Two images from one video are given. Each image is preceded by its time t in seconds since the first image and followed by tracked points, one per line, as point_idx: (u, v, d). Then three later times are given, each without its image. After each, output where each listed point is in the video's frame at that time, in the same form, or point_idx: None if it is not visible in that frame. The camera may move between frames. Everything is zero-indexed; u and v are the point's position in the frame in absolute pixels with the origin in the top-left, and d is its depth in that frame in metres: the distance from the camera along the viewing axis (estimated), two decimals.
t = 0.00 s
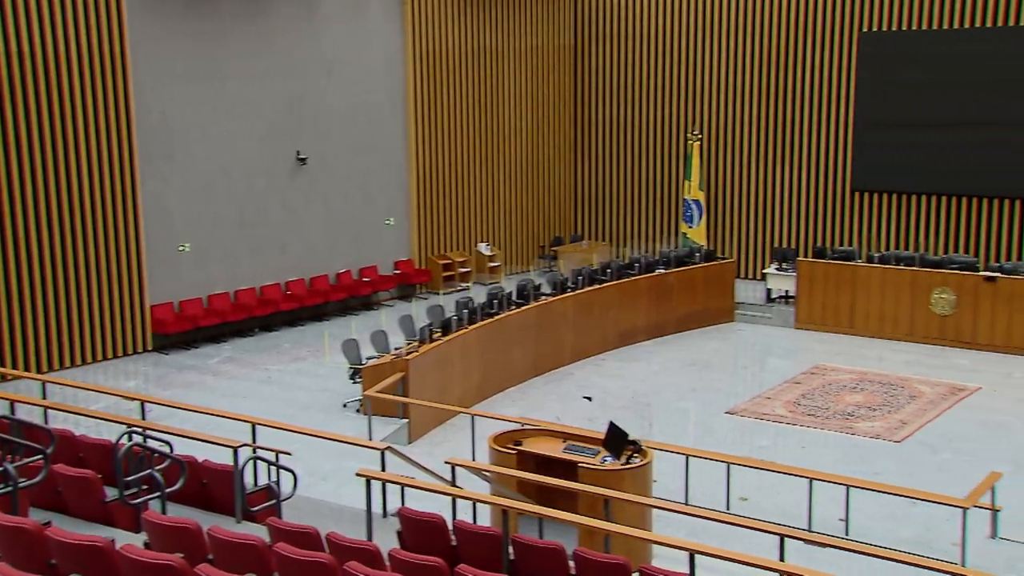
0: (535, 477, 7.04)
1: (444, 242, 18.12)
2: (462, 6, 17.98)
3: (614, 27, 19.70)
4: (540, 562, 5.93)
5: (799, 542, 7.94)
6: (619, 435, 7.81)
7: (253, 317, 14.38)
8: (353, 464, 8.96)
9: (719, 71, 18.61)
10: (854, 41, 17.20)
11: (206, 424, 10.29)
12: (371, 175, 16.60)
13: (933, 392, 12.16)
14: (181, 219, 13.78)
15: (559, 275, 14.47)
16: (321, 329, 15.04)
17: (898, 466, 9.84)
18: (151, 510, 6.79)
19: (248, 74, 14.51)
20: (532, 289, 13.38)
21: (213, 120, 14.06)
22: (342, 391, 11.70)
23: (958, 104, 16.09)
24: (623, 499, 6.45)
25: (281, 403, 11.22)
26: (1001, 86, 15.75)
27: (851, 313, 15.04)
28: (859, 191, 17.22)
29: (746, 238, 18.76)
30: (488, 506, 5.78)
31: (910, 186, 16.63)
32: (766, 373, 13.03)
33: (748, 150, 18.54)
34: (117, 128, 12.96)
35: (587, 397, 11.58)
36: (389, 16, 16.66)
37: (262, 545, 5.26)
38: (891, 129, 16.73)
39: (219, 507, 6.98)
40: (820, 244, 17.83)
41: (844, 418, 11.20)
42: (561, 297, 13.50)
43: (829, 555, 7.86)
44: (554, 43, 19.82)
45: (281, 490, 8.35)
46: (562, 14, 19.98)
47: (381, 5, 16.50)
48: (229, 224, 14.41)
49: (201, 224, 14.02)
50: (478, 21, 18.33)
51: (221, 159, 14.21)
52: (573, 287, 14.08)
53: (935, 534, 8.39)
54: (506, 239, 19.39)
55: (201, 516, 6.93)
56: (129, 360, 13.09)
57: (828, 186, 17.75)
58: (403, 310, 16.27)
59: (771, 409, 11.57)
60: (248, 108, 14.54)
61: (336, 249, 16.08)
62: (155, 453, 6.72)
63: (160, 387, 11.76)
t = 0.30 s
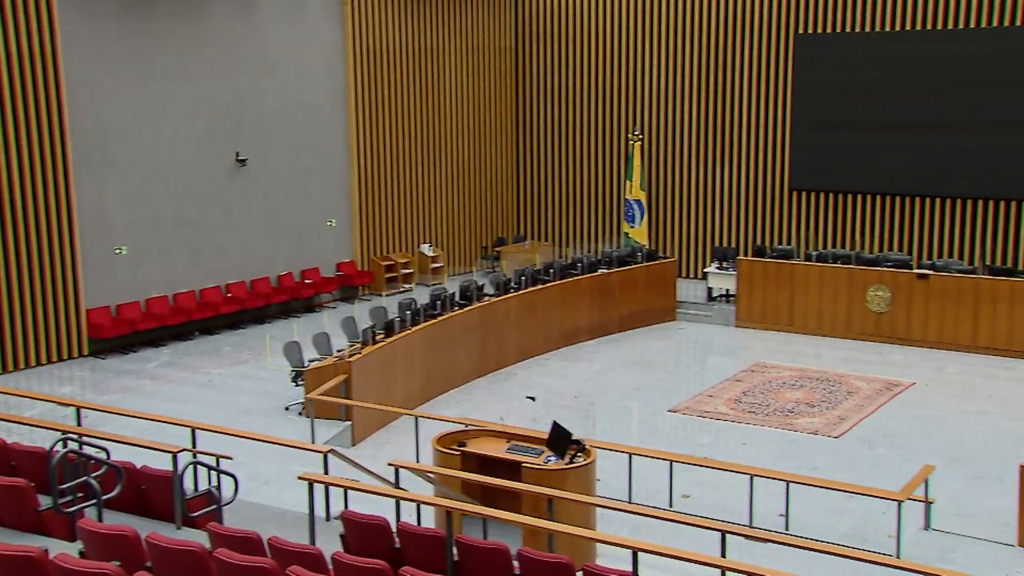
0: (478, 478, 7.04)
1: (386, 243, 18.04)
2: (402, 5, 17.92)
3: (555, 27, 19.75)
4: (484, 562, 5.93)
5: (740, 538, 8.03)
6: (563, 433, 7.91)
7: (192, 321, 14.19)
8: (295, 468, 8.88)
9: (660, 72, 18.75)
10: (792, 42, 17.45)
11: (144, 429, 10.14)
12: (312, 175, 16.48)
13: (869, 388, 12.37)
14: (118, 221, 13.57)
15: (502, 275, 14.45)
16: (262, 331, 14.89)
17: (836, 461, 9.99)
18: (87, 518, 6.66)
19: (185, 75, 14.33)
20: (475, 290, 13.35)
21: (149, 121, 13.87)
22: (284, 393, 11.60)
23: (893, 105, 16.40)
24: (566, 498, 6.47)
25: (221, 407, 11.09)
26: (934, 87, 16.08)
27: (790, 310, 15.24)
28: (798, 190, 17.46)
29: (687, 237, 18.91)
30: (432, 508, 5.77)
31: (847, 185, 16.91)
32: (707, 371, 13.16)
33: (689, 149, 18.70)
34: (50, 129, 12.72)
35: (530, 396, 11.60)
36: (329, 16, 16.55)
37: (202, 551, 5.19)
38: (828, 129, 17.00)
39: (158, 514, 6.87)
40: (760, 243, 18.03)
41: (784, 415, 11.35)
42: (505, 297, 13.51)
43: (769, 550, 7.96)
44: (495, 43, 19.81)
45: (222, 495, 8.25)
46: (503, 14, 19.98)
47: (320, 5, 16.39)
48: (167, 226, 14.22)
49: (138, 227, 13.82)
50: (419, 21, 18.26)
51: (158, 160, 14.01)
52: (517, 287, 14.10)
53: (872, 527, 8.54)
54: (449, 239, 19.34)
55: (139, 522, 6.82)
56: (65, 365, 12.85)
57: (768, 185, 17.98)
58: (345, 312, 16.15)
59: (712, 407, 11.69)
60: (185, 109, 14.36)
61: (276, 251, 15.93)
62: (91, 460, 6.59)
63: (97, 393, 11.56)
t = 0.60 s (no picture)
0: (427, 479, 7.02)
1: (334, 245, 17.92)
2: (347, 5, 17.80)
3: (502, 28, 19.73)
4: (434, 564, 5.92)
5: (688, 535, 8.10)
6: (511, 433, 7.91)
7: (136, 324, 14.00)
8: (242, 472, 8.79)
9: (607, 73, 18.83)
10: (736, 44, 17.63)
11: (86, 435, 9.97)
12: (258, 177, 16.33)
13: (814, 385, 12.54)
14: (57, 224, 13.35)
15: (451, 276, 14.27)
16: (208, 334, 14.72)
17: (781, 458, 10.11)
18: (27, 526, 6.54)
19: (125, 75, 14.13)
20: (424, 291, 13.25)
21: (89, 122, 13.66)
22: (230, 397, 11.47)
23: (834, 106, 16.64)
24: (515, 498, 6.47)
25: (166, 412, 10.95)
26: (874, 88, 16.36)
27: (736, 309, 15.39)
28: (743, 190, 17.65)
29: (635, 238, 19.01)
30: (381, 510, 5.75)
31: (791, 185, 17.13)
32: (655, 370, 13.24)
33: (636, 150, 18.81)
34: None
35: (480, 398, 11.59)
36: (273, 15, 16.41)
37: (146, 558, 5.12)
38: (771, 130, 17.20)
39: (100, 521, 6.77)
40: (707, 243, 18.20)
41: (730, 413, 11.46)
42: (453, 298, 13.48)
43: (717, 546, 8.03)
44: (442, 43, 19.74)
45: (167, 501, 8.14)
46: (449, 14, 19.91)
47: (264, 4, 16.24)
48: (108, 228, 14.01)
49: (79, 229, 13.61)
50: (365, 22, 18.15)
51: (99, 161, 13.80)
52: (464, 289, 13.97)
53: (816, 522, 8.64)
54: (398, 241, 19.23)
55: (80, 530, 6.71)
56: (4, 371, 12.61)
57: (713, 185, 18.15)
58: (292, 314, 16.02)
59: (660, 405, 11.76)
60: (126, 109, 14.17)
61: (222, 253, 15.77)
62: (30, 467, 6.46)
63: (38, 399, 11.35)
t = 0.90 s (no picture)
0: (380, 482, 7.00)
1: (284, 246, 17.77)
2: (294, 5, 17.64)
3: (452, 28, 19.66)
4: (386, 567, 5.90)
5: (640, 533, 8.15)
6: (465, 434, 7.89)
7: (82, 328, 13.79)
8: (192, 476, 8.70)
9: (557, 73, 18.86)
10: (685, 44, 17.75)
11: (32, 442, 9.80)
12: (206, 178, 16.16)
13: (764, 382, 12.68)
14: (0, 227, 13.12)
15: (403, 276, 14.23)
16: (156, 338, 14.55)
17: (733, 455, 10.20)
18: None
19: (70, 74, 13.93)
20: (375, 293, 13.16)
21: (31, 122, 13.43)
22: (180, 401, 11.34)
23: (782, 106, 16.82)
24: (468, 499, 6.47)
25: (113, 416, 10.80)
26: (819, 89, 16.55)
27: (687, 308, 15.51)
28: (692, 189, 17.78)
29: (587, 238, 19.08)
30: (332, 512, 5.72)
31: (739, 185, 17.29)
32: (608, 370, 13.29)
33: (587, 150, 18.87)
34: None
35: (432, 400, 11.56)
36: (220, 15, 16.25)
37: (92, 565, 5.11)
38: (720, 130, 17.35)
39: (44, 529, 6.66)
40: (657, 242, 18.33)
41: (682, 411, 11.54)
42: (405, 299, 13.44)
43: (669, 543, 8.09)
44: (392, 43, 19.62)
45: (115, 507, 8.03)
46: (399, 14, 19.79)
47: (211, 4, 16.08)
48: (53, 231, 13.80)
49: (22, 232, 13.39)
50: (314, 22, 18.01)
51: (41, 162, 13.58)
52: (417, 288, 13.93)
53: (766, 518, 8.74)
54: (349, 242, 19.11)
55: (24, 539, 6.60)
56: None
57: (663, 185, 18.27)
58: (242, 317, 15.87)
59: (613, 405, 11.81)
60: (71, 109, 13.96)
61: (170, 255, 15.59)
62: None
63: None
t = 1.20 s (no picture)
0: (336, 484, 6.96)
1: (238, 248, 17.60)
2: (245, 4, 17.48)
3: (406, 28, 19.58)
4: (343, 570, 5.86)
5: (597, 532, 8.18)
6: (421, 435, 7.84)
7: (30, 332, 13.57)
8: (144, 481, 8.59)
9: (513, 73, 18.88)
10: (638, 45, 17.84)
11: None
12: (157, 179, 15.98)
13: (719, 381, 12.76)
14: None
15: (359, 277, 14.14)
16: (107, 341, 14.36)
17: (689, 454, 10.26)
18: None
19: (15, 75, 13.72)
20: (331, 294, 13.07)
21: None
22: (131, 405, 11.20)
23: (736, 107, 16.94)
24: (424, 500, 6.45)
25: (64, 422, 10.64)
26: (771, 90, 16.71)
27: (643, 307, 15.58)
28: (647, 189, 17.88)
29: (543, 238, 19.10)
30: (288, 515, 5.67)
31: (693, 185, 17.40)
32: (565, 370, 13.31)
33: (542, 150, 18.90)
34: None
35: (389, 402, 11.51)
36: (170, 14, 16.08)
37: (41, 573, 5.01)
38: (673, 130, 17.45)
39: None
40: (613, 242, 18.40)
41: (638, 410, 11.59)
42: (361, 300, 13.36)
43: (625, 542, 8.13)
44: (346, 43, 19.53)
45: (66, 513, 7.91)
46: (353, 14, 19.69)
47: (161, 3, 15.91)
48: None
49: None
50: (266, 21, 17.86)
51: None
52: (373, 289, 13.83)
53: (722, 516, 8.81)
54: (304, 243, 18.97)
55: None
56: None
57: (619, 185, 18.35)
58: (196, 319, 15.70)
59: (570, 404, 11.83)
60: (16, 110, 13.75)
61: (121, 257, 15.40)
62: None
63: None
